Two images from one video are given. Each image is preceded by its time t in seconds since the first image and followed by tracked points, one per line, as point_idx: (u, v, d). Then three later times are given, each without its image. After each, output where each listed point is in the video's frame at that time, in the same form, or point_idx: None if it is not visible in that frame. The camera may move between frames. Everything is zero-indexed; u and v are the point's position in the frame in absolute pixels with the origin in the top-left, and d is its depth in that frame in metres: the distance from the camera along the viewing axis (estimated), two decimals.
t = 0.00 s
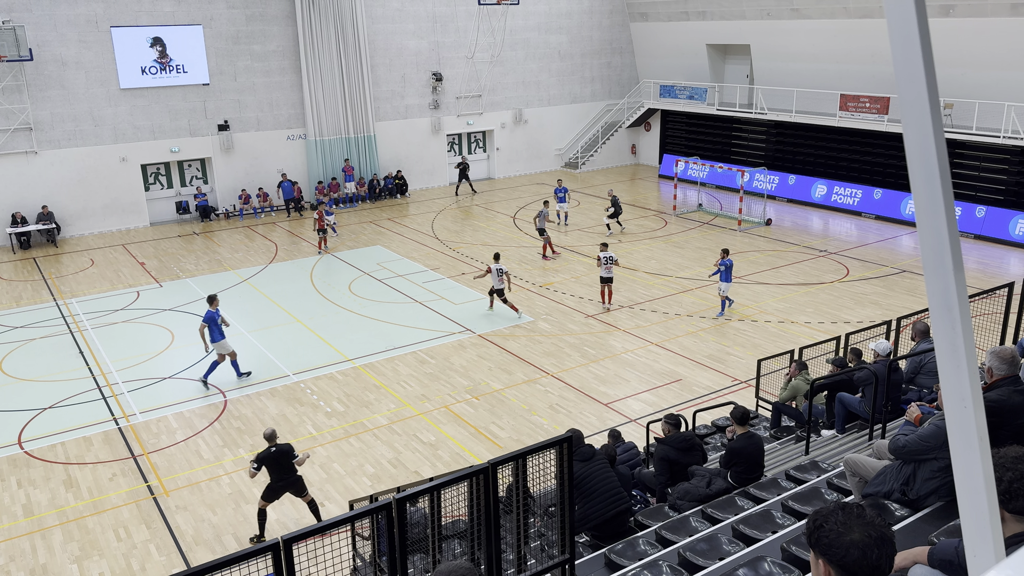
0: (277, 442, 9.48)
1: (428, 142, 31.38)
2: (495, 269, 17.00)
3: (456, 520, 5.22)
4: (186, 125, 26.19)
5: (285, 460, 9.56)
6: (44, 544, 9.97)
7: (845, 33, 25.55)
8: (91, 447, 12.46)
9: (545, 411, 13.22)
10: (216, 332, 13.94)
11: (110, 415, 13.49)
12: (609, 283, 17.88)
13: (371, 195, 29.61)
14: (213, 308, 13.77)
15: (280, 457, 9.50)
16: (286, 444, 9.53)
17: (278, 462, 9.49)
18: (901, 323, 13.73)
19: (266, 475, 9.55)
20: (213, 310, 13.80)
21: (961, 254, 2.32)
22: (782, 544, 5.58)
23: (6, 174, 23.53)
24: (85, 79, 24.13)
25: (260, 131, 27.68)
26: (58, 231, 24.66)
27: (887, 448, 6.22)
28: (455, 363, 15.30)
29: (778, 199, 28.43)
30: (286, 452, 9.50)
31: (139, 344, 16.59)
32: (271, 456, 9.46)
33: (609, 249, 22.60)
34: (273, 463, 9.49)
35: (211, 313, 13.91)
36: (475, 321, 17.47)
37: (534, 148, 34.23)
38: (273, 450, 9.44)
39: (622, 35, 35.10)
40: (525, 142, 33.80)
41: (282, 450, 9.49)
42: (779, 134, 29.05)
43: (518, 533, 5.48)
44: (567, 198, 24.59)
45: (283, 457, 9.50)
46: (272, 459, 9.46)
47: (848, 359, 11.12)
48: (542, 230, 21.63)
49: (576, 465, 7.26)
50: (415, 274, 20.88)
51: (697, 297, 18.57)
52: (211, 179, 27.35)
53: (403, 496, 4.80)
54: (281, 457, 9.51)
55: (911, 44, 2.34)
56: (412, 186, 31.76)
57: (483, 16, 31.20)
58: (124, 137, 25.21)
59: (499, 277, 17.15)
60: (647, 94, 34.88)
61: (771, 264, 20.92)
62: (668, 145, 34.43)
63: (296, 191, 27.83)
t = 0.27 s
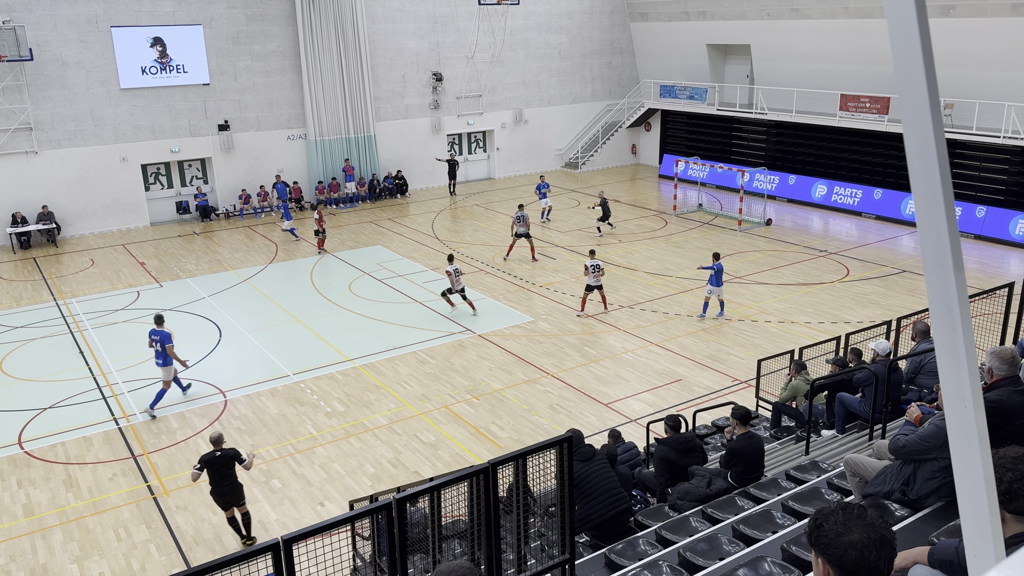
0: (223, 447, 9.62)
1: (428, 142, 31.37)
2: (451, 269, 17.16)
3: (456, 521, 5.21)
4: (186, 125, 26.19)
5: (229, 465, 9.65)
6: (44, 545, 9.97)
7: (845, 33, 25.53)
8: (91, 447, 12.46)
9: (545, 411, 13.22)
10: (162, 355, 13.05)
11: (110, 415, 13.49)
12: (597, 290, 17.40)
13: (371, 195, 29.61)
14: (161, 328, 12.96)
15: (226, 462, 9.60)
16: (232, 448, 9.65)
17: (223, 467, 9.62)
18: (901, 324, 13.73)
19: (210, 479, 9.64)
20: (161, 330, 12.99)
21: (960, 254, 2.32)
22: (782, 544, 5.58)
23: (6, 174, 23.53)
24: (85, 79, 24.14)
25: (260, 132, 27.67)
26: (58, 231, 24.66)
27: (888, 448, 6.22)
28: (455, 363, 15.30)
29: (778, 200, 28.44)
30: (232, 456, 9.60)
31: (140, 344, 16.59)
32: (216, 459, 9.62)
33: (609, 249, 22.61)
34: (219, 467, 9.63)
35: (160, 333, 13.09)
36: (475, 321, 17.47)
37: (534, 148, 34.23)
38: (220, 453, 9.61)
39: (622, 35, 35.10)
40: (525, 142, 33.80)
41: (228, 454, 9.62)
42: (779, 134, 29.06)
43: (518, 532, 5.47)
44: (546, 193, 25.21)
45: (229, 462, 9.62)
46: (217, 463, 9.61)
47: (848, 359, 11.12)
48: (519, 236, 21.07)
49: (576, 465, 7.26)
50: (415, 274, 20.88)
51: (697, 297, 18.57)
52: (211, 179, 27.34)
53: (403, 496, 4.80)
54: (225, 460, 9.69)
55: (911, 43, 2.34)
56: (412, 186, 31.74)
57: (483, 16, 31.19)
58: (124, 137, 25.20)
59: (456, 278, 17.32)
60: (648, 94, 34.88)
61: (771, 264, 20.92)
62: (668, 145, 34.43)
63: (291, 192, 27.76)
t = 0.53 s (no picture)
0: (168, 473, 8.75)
1: (433, 142, 31.38)
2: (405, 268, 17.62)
3: (460, 521, 5.22)
4: (191, 125, 26.26)
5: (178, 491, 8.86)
6: (49, 543, 9.99)
7: (850, 34, 25.48)
8: (96, 445, 12.50)
9: (549, 411, 13.22)
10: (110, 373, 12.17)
11: (114, 414, 13.53)
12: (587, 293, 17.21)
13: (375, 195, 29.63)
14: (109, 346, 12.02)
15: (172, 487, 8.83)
16: (179, 475, 8.78)
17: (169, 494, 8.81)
18: (907, 325, 13.69)
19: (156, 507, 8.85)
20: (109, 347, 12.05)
21: (966, 256, 2.32)
22: (786, 545, 5.58)
23: (12, 173, 23.61)
24: (91, 78, 24.22)
25: (265, 131, 27.72)
26: (64, 230, 24.74)
27: (892, 449, 6.21)
28: (459, 363, 15.30)
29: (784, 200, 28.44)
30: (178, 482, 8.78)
31: (145, 343, 16.64)
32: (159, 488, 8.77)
33: (613, 250, 22.59)
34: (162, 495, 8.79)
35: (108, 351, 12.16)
36: (479, 321, 17.48)
37: (538, 148, 34.22)
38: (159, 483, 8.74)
39: (627, 35, 35.07)
40: (529, 142, 33.79)
41: (173, 481, 8.77)
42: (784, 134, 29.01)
43: (522, 533, 5.47)
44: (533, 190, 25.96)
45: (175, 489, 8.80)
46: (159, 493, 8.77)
47: (852, 360, 11.09)
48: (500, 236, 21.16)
49: (580, 466, 7.25)
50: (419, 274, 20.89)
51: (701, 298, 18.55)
52: (216, 178, 27.38)
53: (407, 496, 4.81)
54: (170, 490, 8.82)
55: (917, 44, 2.34)
56: (417, 186, 31.74)
57: (488, 16, 31.19)
58: (129, 137, 25.27)
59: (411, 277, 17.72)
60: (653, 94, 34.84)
61: (776, 265, 20.88)
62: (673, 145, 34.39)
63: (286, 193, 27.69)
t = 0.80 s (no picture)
0: (118, 476, 8.72)
1: (452, 142, 31.44)
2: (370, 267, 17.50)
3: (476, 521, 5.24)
4: (214, 123, 26.51)
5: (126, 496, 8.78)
6: (70, 536, 10.14)
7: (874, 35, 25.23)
8: (117, 440, 12.65)
9: (566, 412, 13.21)
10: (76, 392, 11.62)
11: (135, 409, 13.68)
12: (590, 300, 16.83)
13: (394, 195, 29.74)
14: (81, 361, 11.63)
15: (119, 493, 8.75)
16: (128, 479, 8.77)
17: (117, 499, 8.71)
18: (929, 330, 13.54)
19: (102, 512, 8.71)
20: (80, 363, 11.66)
21: (990, 260, 2.29)
22: (804, 550, 5.54)
23: (38, 170, 23.95)
24: (115, 77, 24.52)
25: (286, 131, 27.93)
26: (87, 227, 25.06)
27: (912, 455, 6.15)
28: (477, 363, 15.32)
29: (805, 203, 28.29)
30: (126, 487, 8.74)
31: (166, 339, 16.82)
32: (106, 492, 8.67)
33: (631, 251, 22.53)
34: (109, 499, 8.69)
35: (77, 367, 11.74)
36: (496, 321, 17.49)
37: (557, 149, 34.21)
38: (109, 485, 8.65)
39: (648, 36, 34.97)
40: (549, 143, 33.79)
41: (122, 484, 8.72)
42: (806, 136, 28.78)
43: (538, 533, 5.47)
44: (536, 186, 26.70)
45: (124, 493, 8.73)
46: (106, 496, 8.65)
47: (872, 364, 10.98)
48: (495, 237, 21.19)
49: (596, 467, 7.23)
50: (437, 273, 20.94)
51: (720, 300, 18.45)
52: (238, 177, 27.61)
53: (423, 494, 4.82)
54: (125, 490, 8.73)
55: (942, 49, 2.32)
56: (435, 185, 31.82)
57: (509, 16, 31.22)
58: (153, 135, 25.55)
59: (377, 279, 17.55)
60: (673, 95, 34.72)
61: (796, 268, 20.72)
62: (693, 146, 34.26)
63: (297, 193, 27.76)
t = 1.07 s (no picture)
0: (94, 493, 8.44)
1: (497, 142, 31.56)
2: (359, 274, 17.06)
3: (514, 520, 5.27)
4: (264, 122, 27.04)
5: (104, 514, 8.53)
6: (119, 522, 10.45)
7: (930, 37, 24.62)
8: (165, 430, 12.99)
9: (605, 414, 13.17)
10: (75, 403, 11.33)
11: (184, 400, 14.04)
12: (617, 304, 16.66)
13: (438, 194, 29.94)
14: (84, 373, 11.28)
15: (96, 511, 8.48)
16: (105, 496, 8.49)
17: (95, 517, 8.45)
18: (982, 339, 13.16)
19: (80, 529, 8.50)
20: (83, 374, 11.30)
21: None
22: (847, 560, 5.45)
23: (96, 166, 24.71)
24: (170, 75, 25.18)
25: (335, 130, 28.34)
26: (141, 221, 25.77)
27: (962, 467, 6.00)
28: (517, 362, 15.36)
29: (854, 208, 27.83)
30: (101, 505, 8.46)
31: (214, 332, 17.21)
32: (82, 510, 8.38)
33: (675, 254, 22.34)
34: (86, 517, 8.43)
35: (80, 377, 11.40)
36: (538, 321, 17.51)
37: (602, 150, 34.10)
38: (86, 504, 8.38)
39: (696, 37, 34.65)
40: (594, 144, 33.70)
41: (100, 502, 8.45)
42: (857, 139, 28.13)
43: (576, 535, 5.48)
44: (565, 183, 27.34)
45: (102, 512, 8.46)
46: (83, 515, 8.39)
47: (922, 374, 10.71)
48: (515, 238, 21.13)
49: (636, 471, 7.21)
50: (479, 273, 21.05)
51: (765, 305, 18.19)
52: (287, 175, 28.10)
53: (462, 492, 4.86)
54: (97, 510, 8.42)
55: (1001, 51, 2.26)
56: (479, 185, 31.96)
57: (556, 17, 31.22)
58: (205, 133, 26.16)
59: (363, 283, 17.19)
60: (720, 96, 34.33)
61: (844, 273, 20.31)
62: (740, 148, 33.81)
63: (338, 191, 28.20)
